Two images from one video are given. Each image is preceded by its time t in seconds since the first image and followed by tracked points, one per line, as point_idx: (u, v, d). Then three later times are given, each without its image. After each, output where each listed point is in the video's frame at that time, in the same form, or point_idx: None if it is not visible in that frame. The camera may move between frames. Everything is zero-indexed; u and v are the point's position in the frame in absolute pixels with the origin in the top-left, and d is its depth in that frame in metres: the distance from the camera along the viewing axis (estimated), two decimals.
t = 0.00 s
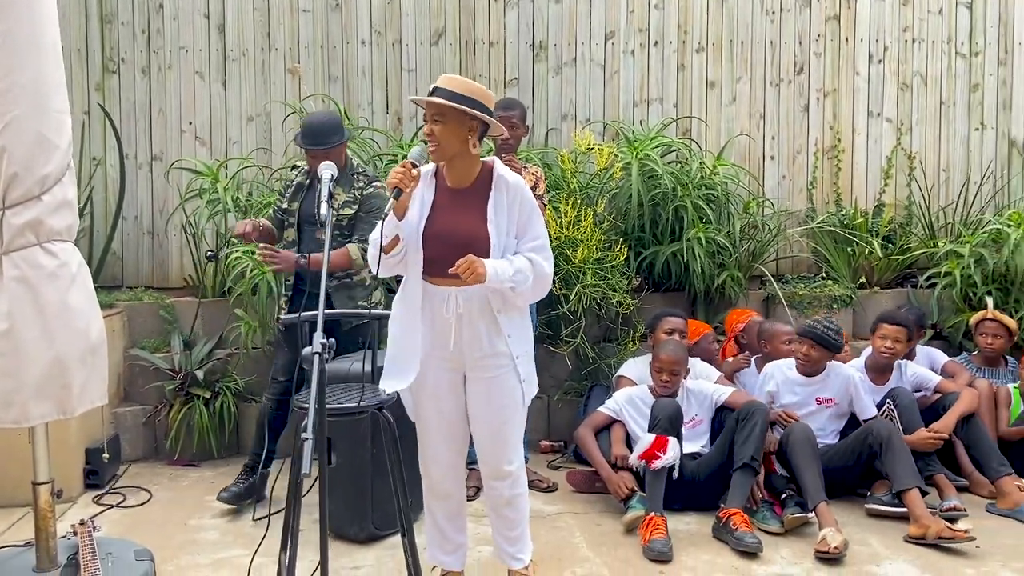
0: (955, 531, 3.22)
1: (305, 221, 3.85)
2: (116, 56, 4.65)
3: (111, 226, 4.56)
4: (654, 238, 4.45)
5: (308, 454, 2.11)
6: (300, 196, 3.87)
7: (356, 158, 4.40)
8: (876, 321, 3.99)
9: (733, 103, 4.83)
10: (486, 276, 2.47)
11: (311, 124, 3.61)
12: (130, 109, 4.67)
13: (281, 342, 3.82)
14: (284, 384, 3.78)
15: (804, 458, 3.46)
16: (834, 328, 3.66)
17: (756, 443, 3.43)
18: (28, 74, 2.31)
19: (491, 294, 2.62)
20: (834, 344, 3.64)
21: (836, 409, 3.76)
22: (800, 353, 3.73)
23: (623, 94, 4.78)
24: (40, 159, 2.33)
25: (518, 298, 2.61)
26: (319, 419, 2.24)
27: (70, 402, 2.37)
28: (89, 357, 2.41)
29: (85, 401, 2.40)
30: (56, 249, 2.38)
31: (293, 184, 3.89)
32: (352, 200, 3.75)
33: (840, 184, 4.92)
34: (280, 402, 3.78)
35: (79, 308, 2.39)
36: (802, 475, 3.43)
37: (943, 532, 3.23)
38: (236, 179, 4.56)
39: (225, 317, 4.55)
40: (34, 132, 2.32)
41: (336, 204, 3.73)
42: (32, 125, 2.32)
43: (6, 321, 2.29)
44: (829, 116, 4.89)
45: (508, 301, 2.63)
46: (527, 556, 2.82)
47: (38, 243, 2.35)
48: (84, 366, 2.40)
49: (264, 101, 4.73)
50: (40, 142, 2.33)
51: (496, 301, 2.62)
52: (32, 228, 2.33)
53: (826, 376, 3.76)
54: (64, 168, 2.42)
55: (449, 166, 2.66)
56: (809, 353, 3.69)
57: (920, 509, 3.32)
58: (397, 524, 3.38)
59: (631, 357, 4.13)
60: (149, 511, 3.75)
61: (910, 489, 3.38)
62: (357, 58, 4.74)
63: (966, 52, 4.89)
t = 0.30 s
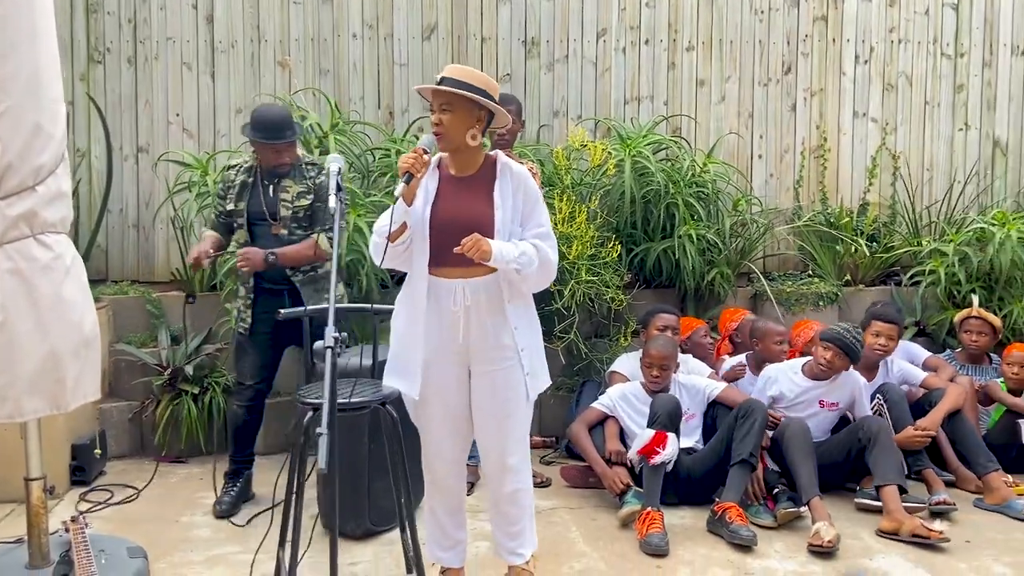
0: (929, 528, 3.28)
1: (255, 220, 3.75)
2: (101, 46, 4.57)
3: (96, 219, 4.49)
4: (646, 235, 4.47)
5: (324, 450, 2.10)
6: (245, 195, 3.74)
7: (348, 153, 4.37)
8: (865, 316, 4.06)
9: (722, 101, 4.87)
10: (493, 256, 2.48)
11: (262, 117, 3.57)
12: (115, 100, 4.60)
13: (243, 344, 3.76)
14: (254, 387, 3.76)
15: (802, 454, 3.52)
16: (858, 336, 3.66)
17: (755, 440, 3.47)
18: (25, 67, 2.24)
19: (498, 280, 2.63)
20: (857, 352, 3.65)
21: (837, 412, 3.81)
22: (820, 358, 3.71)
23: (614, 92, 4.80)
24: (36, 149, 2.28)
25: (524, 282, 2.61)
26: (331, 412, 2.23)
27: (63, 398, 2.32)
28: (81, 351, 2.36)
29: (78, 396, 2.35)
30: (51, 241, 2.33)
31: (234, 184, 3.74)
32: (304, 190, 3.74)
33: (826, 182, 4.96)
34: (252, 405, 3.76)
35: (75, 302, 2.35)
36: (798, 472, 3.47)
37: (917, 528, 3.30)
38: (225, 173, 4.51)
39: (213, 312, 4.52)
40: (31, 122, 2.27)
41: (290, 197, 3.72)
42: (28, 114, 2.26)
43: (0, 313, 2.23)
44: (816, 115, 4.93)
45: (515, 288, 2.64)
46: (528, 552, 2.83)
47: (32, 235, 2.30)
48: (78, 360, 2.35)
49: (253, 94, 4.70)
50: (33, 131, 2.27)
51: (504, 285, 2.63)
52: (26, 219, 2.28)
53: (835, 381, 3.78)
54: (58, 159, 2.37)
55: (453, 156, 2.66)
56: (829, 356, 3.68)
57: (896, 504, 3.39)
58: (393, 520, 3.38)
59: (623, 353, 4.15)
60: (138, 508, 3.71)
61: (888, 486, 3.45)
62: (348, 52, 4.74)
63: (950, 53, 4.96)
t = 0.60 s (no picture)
0: (923, 527, 3.31)
1: (223, 216, 3.61)
2: (88, 38, 4.49)
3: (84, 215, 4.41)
4: (640, 234, 4.51)
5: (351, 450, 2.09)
6: (209, 191, 3.59)
7: (342, 150, 4.39)
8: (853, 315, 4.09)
9: (714, 101, 4.91)
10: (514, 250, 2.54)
11: (225, 105, 3.41)
12: (103, 94, 4.52)
13: (223, 345, 3.69)
14: (238, 385, 3.72)
15: (798, 452, 3.54)
16: (851, 333, 3.67)
17: (752, 437, 3.50)
18: (27, 62, 2.20)
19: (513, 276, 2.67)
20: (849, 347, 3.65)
21: (834, 416, 3.81)
22: (813, 357, 3.70)
23: (608, 90, 4.84)
24: (38, 143, 2.25)
25: (538, 277, 2.68)
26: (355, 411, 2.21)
27: (62, 396, 2.30)
28: (81, 349, 2.34)
29: (77, 394, 2.33)
30: (52, 238, 2.31)
31: (195, 180, 3.61)
32: (274, 182, 3.60)
33: (814, 182, 5.02)
34: (238, 401, 3.73)
35: (76, 301, 2.33)
36: (795, 469, 3.50)
37: (912, 527, 3.33)
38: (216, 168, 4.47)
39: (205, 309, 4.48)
40: (34, 117, 2.23)
41: (260, 190, 3.58)
42: (31, 109, 2.22)
43: (3, 311, 2.20)
44: (805, 117, 4.98)
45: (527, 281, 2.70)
46: (536, 552, 2.82)
47: (34, 231, 2.27)
48: (78, 358, 2.34)
49: (243, 89, 4.65)
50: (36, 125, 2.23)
51: (517, 280, 2.66)
52: (30, 216, 2.25)
53: (828, 382, 3.78)
54: (60, 155, 2.34)
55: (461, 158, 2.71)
56: (824, 357, 3.66)
57: (890, 502, 3.42)
58: (395, 519, 3.38)
59: (619, 352, 4.19)
60: (132, 508, 3.66)
61: (882, 483, 3.48)
62: (341, 47, 4.71)
63: (936, 56, 5.04)
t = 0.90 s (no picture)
0: (910, 522, 3.35)
1: (202, 215, 3.52)
2: (74, 33, 4.43)
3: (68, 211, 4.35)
4: (629, 234, 4.57)
5: (372, 447, 2.14)
6: (189, 189, 3.50)
7: (332, 148, 4.38)
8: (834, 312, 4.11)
9: (701, 103, 4.97)
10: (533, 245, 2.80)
11: (208, 95, 3.37)
12: (87, 89, 4.46)
13: (206, 342, 3.60)
14: (224, 384, 3.64)
15: (781, 446, 3.56)
16: (816, 327, 3.76)
17: (743, 434, 3.54)
18: (26, 62, 2.18)
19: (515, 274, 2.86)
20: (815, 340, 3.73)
21: (812, 412, 3.88)
22: (780, 352, 3.79)
23: (596, 91, 4.88)
24: (39, 140, 2.23)
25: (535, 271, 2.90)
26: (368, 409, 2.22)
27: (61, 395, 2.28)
28: (80, 349, 2.32)
29: (76, 394, 2.31)
30: (51, 236, 2.28)
31: (174, 177, 3.50)
32: (256, 180, 3.53)
33: (798, 182, 5.09)
34: (227, 401, 3.65)
35: (74, 300, 2.31)
36: (779, 465, 3.52)
37: (899, 523, 3.36)
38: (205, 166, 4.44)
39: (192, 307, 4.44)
40: (34, 113, 2.21)
41: (241, 188, 3.51)
42: (31, 105, 2.20)
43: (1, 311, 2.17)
44: (789, 118, 5.06)
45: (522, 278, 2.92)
46: (537, 546, 2.95)
47: (33, 229, 2.25)
48: (77, 358, 2.31)
49: (231, 85, 4.61)
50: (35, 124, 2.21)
51: (519, 277, 2.87)
52: (29, 214, 2.22)
53: (802, 378, 3.84)
54: (60, 151, 2.31)
55: (457, 155, 2.76)
56: (789, 349, 3.75)
57: (878, 498, 3.46)
58: (391, 518, 3.39)
59: (609, 350, 4.23)
60: (123, 508, 3.62)
61: (869, 478, 3.52)
62: (330, 45, 4.70)
63: (916, 60, 5.14)
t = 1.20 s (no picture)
0: (896, 520, 3.39)
1: (185, 211, 3.46)
2: (54, 28, 4.36)
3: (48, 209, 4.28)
4: (614, 233, 4.58)
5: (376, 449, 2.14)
6: (172, 182, 3.44)
7: (318, 145, 4.34)
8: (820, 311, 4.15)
9: (685, 103, 4.99)
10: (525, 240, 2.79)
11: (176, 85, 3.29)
12: (67, 85, 4.39)
13: (189, 341, 3.56)
14: (209, 384, 3.60)
15: (770, 446, 3.59)
16: (801, 325, 3.78)
17: (732, 434, 3.55)
18: (13, 52, 2.04)
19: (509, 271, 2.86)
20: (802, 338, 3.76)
21: (798, 410, 3.92)
22: (766, 350, 3.81)
23: (582, 91, 4.89)
24: (27, 135, 2.09)
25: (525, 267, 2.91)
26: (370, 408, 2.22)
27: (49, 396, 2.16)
28: (69, 348, 2.21)
29: (64, 394, 2.20)
30: (39, 234, 2.16)
31: (158, 172, 3.45)
32: (239, 177, 3.47)
33: (781, 182, 5.13)
34: (212, 403, 3.62)
35: (62, 300, 2.19)
36: (768, 464, 3.54)
37: (885, 520, 3.40)
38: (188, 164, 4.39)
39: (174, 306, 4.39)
40: (22, 108, 2.06)
41: (225, 186, 3.44)
42: (17, 99, 2.05)
43: None
44: (772, 119, 5.10)
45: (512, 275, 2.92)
46: (531, 544, 2.97)
47: (20, 227, 2.11)
48: (64, 358, 2.19)
49: (214, 82, 4.56)
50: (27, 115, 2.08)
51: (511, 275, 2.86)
52: (15, 211, 2.09)
53: (787, 376, 3.89)
54: (48, 146, 2.17)
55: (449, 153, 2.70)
56: (774, 347, 3.77)
57: (865, 496, 3.50)
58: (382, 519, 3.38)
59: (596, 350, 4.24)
60: (107, 511, 3.57)
61: (856, 477, 3.57)
62: (314, 42, 4.67)
63: (897, 63, 5.20)
